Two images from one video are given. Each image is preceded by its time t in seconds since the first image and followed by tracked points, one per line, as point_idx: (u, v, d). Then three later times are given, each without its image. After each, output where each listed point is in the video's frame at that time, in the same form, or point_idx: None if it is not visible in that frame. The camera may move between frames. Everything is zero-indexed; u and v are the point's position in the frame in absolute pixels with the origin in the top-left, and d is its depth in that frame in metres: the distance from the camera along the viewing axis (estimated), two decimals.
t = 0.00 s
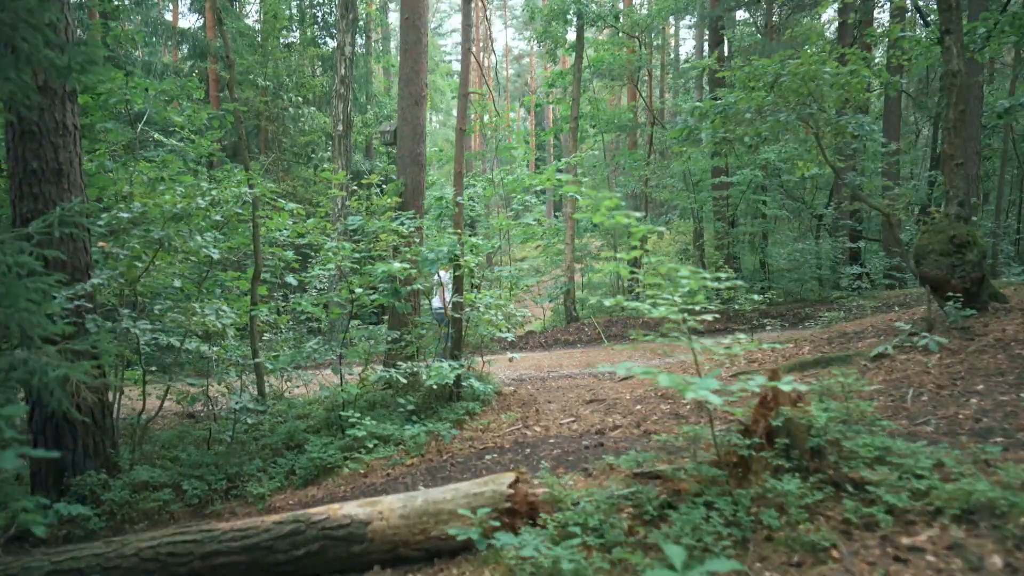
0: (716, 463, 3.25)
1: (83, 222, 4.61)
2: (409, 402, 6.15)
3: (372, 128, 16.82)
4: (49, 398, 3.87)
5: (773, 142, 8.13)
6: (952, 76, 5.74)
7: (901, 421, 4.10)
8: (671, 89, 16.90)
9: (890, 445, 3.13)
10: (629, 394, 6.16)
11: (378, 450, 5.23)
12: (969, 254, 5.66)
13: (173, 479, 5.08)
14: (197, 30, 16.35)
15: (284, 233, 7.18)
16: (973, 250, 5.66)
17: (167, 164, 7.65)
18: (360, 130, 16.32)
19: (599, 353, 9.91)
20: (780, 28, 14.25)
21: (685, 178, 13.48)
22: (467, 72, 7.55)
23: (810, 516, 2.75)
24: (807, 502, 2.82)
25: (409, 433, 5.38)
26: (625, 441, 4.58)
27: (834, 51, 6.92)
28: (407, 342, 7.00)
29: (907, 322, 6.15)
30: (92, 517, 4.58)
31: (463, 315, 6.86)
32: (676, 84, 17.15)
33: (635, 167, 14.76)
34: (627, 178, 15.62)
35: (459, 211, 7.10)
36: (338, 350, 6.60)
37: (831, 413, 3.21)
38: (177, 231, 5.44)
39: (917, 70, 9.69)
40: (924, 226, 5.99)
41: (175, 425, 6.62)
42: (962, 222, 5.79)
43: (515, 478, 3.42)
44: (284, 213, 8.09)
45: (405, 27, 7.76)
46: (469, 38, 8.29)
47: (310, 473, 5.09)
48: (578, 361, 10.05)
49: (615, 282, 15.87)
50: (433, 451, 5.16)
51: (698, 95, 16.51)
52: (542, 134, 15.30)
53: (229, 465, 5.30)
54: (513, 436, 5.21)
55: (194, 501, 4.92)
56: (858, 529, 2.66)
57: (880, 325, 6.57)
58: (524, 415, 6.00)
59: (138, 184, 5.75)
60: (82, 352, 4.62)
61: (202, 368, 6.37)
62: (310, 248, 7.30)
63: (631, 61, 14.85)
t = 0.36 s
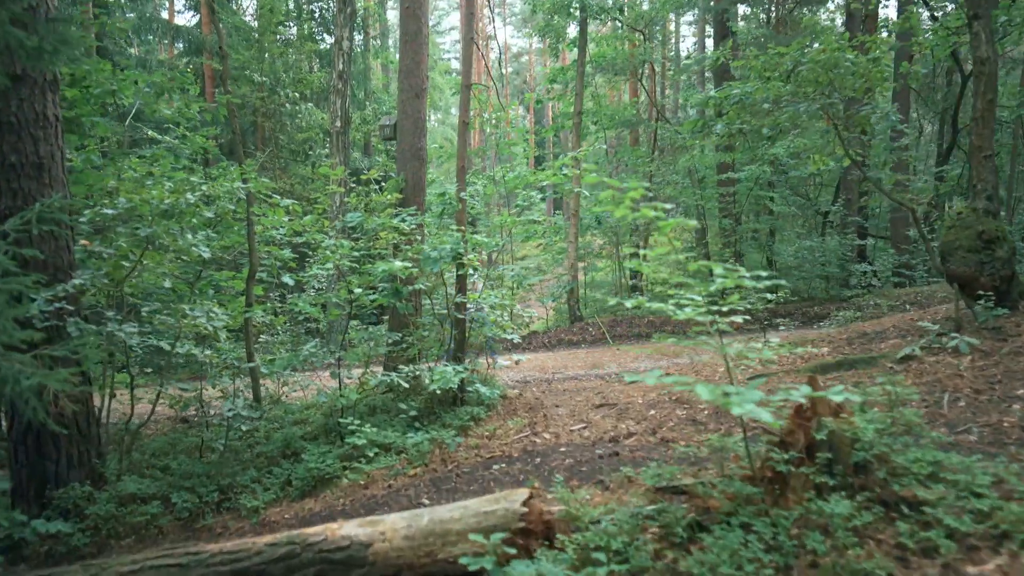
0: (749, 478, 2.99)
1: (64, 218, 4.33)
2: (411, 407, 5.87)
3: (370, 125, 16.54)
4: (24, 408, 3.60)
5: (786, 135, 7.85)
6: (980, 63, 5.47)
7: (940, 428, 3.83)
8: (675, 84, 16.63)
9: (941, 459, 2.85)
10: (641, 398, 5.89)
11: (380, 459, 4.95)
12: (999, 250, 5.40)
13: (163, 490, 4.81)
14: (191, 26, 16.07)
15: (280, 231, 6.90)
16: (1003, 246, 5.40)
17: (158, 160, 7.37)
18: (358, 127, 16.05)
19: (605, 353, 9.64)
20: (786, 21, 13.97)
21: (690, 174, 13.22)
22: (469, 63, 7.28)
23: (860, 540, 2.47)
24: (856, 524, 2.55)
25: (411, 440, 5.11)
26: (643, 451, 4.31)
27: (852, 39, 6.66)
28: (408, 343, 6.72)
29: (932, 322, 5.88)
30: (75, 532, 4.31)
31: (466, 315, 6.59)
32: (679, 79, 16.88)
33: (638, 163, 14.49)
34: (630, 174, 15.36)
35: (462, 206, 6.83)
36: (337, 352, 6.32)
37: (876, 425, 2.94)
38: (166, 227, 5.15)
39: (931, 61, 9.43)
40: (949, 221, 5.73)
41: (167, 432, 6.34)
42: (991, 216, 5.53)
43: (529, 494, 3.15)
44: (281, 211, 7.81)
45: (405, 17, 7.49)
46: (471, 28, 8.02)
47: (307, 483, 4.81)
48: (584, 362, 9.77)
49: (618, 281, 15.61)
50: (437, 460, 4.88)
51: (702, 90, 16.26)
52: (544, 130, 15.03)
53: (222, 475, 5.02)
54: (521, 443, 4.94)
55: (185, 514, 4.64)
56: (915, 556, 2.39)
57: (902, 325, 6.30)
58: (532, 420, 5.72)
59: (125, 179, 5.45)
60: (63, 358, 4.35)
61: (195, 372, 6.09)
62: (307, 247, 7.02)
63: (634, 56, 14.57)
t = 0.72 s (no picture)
0: (774, 498, 2.72)
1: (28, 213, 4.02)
2: (405, 413, 5.59)
3: (366, 122, 16.24)
4: None
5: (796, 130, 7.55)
6: (1004, 52, 5.19)
7: (973, 440, 3.55)
8: (675, 81, 16.38)
9: (991, 480, 2.58)
10: (647, 403, 5.62)
11: (372, 470, 4.67)
12: None
13: (141, 503, 4.53)
14: (183, 20, 15.74)
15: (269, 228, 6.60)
16: None
17: (143, 154, 7.06)
18: (353, 123, 15.76)
19: (606, 355, 9.37)
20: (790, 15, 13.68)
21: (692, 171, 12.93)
22: (466, 53, 7.00)
23: None
24: (902, 557, 2.27)
25: (405, 450, 4.82)
26: (652, 463, 4.04)
27: (866, 28, 6.38)
28: (402, 346, 6.43)
29: (952, 324, 5.60)
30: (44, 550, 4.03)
31: (464, 316, 6.31)
32: (679, 75, 16.61)
33: (639, 160, 14.22)
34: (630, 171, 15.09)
35: (459, 202, 6.54)
36: (327, 355, 6.04)
37: (915, 440, 2.67)
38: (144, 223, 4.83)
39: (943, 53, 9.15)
40: (971, 218, 5.45)
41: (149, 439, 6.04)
42: (1015, 213, 5.26)
43: (531, 516, 2.87)
44: (270, 207, 7.50)
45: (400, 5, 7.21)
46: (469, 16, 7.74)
47: (294, 496, 4.53)
48: (583, 363, 9.50)
49: (618, 279, 15.35)
50: (432, 471, 4.60)
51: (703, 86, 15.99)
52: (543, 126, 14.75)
53: (204, 487, 4.74)
54: (521, 453, 4.66)
55: (163, 530, 4.36)
56: None
57: (919, 327, 6.03)
58: (532, 427, 5.44)
59: (101, 172, 5.13)
60: (30, 364, 4.05)
61: (179, 376, 5.80)
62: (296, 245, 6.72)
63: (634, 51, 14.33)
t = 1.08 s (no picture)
0: (803, 521, 2.47)
1: None
2: (399, 419, 5.32)
3: (361, 118, 15.96)
4: None
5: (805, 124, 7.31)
6: None
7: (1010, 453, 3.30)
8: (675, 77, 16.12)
9: None
10: (653, 408, 5.36)
11: (364, 479, 4.41)
12: None
13: (118, 514, 4.27)
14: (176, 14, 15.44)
15: (259, 223, 6.33)
16: None
17: (128, 147, 6.78)
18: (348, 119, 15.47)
19: (607, 357, 9.12)
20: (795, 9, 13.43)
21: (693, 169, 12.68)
22: (464, 42, 6.74)
23: None
24: None
25: (398, 458, 4.56)
26: (661, 475, 3.79)
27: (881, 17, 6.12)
28: (397, 347, 6.16)
29: (973, 326, 5.35)
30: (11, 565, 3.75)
31: (461, 317, 6.05)
32: (680, 72, 16.36)
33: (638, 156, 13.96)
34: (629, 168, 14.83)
35: (456, 197, 6.27)
36: (318, 357, 5.78)
37: (960, 457, 2.42)
38: (121, 217, 4.53)
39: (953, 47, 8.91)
40: (993, 215, 5.20)
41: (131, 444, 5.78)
42: None
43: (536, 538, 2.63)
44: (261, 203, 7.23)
45: None
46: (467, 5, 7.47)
47: (279, 507, 4.27)
48: (584, 365, 9.25)
49: (617, 279, 15.09)
50: (427, 481, 4.34)
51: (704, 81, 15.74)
52: (542, 122, 14.48)
53: (185, 497, 4.47)
54: (522, 462, 4.41)
55: (140, 544, 4.08)
56: None
57: (935, 329, 5.79)
58: (533, 433, 5.18)
59: (77, 163, 4.84)
60: None
61: (162, 378, 5.54)
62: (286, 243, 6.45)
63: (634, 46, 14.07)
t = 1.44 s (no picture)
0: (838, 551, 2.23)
1: None
2: (390, 426, 5.04)
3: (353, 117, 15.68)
4: None
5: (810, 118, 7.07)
6: None
7: None
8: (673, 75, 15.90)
9: None
10: (657, 415, 5.10)
11: (351, 493, 4.13)
12: None
13: (87, 531, 3.99)
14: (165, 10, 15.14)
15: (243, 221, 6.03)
16: None
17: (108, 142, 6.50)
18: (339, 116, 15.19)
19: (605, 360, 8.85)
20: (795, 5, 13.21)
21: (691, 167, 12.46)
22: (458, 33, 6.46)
23: None
24: None
25: (388, 469, 4.27)
26: (671, 489, 3.52)
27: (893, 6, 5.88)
28: (388, 350, 5.88)
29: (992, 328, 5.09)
30: None
31: (454, 319, 5.76)
32: (677, 70, 16.14)
33: (635, 154, 13.70)
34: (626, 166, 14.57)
35: (450, 192, 5.99)
36: (304, 361, 5.49)
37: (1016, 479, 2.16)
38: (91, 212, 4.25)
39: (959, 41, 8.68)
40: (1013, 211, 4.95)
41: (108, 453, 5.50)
42: None
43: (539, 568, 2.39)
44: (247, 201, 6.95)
45: None
46: None
47: (260, 522, 3.99)
48: (582, 367, 8.99)
49: (614, 279, 14.86)
50: (418, 494, 4.06)
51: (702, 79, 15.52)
52: (537, 120, 14.22)
53: (159, 511, 4.19)
54: (520, 473, 4.13)
55: (109, 563, 3.80)
56: None
57: (950, 331, 5.53)
58: (531, 441, 4.91)
59: (47, 156, 4.57)
60: None
61: (141, 384, 5.26)
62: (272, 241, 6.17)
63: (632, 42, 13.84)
